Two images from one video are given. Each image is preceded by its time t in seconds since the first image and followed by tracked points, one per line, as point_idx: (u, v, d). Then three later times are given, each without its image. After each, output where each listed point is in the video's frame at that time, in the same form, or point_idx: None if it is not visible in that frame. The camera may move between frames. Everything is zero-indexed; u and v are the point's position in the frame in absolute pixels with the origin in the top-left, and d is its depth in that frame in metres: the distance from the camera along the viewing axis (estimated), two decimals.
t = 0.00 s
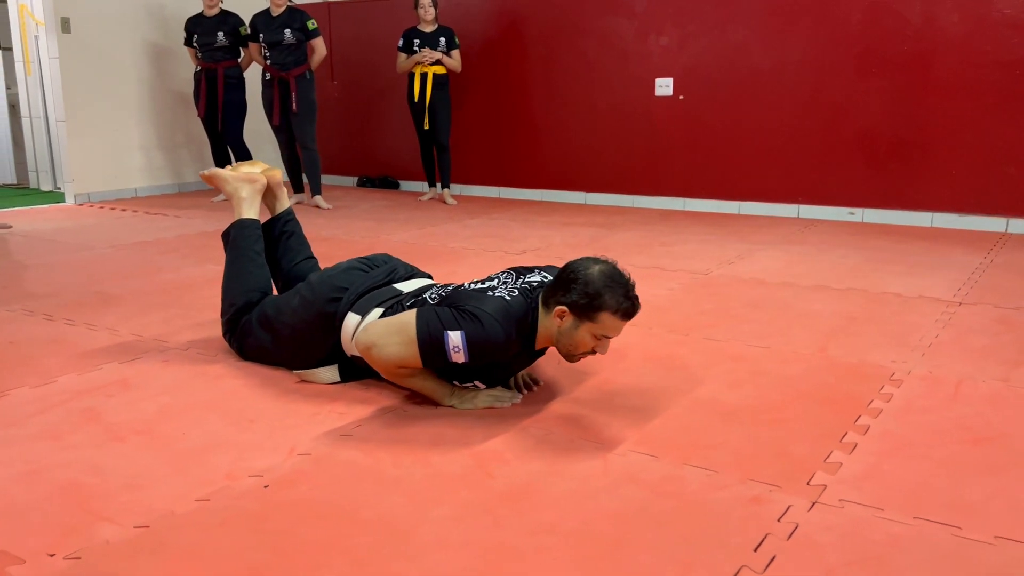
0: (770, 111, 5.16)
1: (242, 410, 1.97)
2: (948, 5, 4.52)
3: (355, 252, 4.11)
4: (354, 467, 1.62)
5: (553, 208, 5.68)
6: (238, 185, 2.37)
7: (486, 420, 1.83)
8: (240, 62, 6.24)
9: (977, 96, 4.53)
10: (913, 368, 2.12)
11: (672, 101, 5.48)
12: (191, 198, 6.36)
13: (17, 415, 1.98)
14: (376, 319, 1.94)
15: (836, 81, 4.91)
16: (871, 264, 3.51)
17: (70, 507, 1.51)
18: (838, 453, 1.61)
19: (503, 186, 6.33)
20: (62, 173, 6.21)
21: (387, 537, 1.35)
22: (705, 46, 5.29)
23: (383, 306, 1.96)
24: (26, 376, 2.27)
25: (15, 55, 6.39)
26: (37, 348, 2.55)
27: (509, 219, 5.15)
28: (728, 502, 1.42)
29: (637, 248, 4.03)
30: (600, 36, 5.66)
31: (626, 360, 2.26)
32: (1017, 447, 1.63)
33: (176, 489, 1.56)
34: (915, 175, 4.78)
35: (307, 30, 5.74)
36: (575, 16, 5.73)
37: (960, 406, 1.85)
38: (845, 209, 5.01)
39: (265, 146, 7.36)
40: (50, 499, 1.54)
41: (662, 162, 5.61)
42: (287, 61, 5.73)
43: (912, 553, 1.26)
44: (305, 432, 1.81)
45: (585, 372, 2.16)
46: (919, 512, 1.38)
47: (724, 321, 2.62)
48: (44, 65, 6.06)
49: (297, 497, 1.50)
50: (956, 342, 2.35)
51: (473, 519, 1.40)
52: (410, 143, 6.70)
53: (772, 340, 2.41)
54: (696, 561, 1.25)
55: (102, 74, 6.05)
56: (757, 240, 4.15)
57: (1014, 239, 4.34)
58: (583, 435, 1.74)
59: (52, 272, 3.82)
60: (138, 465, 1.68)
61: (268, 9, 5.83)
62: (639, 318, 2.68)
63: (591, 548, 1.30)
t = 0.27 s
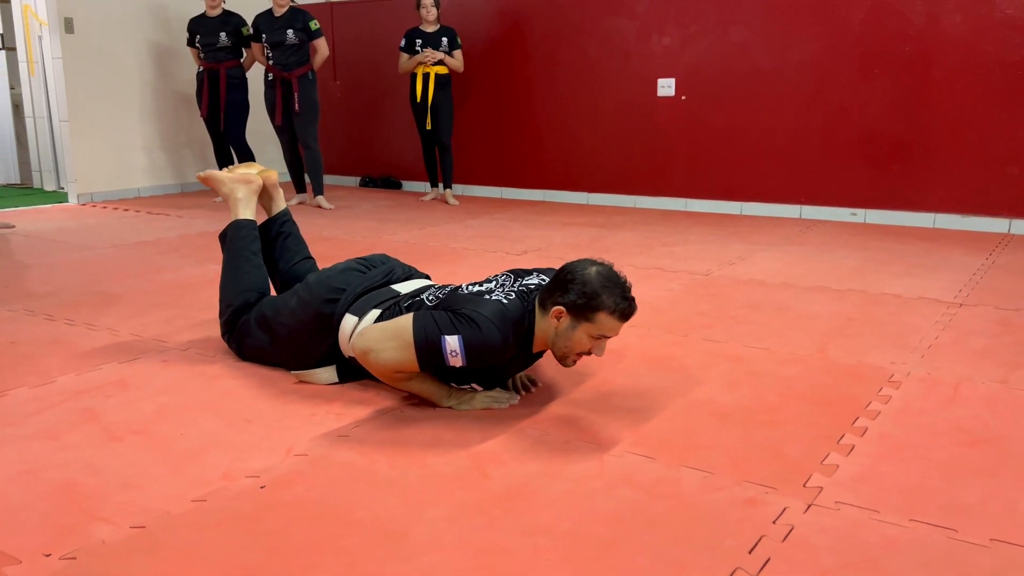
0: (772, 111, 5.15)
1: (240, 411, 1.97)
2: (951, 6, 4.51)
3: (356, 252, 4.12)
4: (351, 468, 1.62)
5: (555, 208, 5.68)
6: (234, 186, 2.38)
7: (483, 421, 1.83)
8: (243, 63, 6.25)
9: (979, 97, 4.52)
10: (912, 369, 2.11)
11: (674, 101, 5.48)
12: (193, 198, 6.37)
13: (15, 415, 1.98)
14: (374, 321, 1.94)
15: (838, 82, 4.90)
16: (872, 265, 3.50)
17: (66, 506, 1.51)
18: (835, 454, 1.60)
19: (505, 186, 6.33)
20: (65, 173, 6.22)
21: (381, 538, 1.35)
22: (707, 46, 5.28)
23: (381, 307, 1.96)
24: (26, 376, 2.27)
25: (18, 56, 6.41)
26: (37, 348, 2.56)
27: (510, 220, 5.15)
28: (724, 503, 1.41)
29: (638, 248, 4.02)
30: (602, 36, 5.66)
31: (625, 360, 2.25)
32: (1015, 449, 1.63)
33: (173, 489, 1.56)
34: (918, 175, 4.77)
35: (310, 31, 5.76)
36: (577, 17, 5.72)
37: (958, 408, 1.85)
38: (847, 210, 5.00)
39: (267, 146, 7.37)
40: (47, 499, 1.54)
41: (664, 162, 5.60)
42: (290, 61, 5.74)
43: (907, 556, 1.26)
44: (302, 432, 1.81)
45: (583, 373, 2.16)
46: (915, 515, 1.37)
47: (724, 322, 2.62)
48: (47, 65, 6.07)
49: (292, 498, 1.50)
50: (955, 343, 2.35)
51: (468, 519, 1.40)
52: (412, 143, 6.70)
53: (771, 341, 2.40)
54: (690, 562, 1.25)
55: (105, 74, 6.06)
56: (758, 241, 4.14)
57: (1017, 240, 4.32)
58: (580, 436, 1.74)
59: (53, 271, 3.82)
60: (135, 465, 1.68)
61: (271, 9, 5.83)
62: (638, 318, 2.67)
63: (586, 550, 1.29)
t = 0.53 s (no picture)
0: (776, 112, 5.14)
1: (244, 410, 1.97)
2: (954, 6, 4.51)
3: (359, 252, 4.12)
4: (355, 468, 1.61)
5: (557, 208, 5.67)
6: (236, 186, 2.38)
7: (487, 421, 1.83)
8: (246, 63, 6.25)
9: (983, 97, 4.51)
10: (916, 370, 2.11)
11: (678, 101, 5.48)
12: (196, 198, 6.38)
13: (18, 415, 1.98)
14: (379, 322, 1.94)
15: (842, 82, 4.89)
16: (876, 265, 3.50)
17: (71, 506, 1.51)
18: (840, 455, 1.60)
19: (507, 187, 6.34)
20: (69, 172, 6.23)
21: (386, 538, 1.35)
22: (711, 47, 5.28)
23: (385, 309, 1.96)
24: (30, 376, 2.27)
25: (22, 56, 6.42)
26: (40, 347, 2.56)
27: (513, 220, 5.15)
28: (729, 504, 1.41)
29: (642, 249, 4.02)
30: (605, 37, 5.66)
31: (629, 361, 2.25)
32: (1020, 450, 1.63)
33: (178, 488, 1.56)
34: (922, 176, 4.76)
35: (314, 31, 5.76)
36: (580, 17, 5.72)
37: (963, 409, 1.84)
38: (851, 210, 5.00)
39: (270, 146, 7.38)
40: (52, 498, 1.54)
41: (667, 163, 5.60)
42: (294, 61, 5.74)
43: (914, 557, 1.25)
44: (306, 432, 1.81)
45: (587, 373, 2.16)
46: (921, 515, 1.37)
47: (727, 322, 2.62)
48: (51, 65, 6.09)
49: (298, 498, 1.50)
50: (959, 344, 2.34)
51: (474, 519, 1.40)
52: (415, 143, 6.71)
53: (775, 342, 2.40)
54: (696, 563, 1.24)
55: (108, 74, 6.07)
56: (762, 241, 4.14)
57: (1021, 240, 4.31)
58: (584, 436, 1.74)
59: (57, 271, 3.83)
60: (140, 464, 1.68)
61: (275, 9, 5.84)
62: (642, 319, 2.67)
63: (591, 550, 1.29)
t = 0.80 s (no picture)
0: (784, 109, 5.12)
1: (257, 403, 1.95)
2: (965, 2, 4.47)
3: (366, 248, 4.10)
4: (370, 460, 1.60)
5: (564, 206, 5.65)
6: (247, 179, 2.36)
7: (502, 414, 1.81)
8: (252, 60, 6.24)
9: (994, 94, 4.48)
10: (934, 364, 2.09)
11: (685, 98, 5.45)
12: (202, 195, 6.36)
13: (28, 408, 1.96)
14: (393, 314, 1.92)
15: (851, 79, 4.87)
16: (887, 262, 3.47)
17: (84, 497, 1.49)
18: (862, 448, 1.58)
19: (514, 184, 6.32)
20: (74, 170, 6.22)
21: (404, 530, 1.33)
22: (718, 44, 5.25)
23: (399, 301, 1.94)
24: (40, 369, 2.26)
25: (27, 53, 6.41)
26: (49, 341, 2.54)
27: (520, 217, 5.13)
28: (752, 496, 1.39)
29: (650, 245, 4.00)
30: (612, 34, 5.63)
31: (643, 355, 2.23)
32: None
33: (192, 480, 1.55)
34: (931, 173, 4.73)
35: (320, 27, 5.73)
36: (587, 14, 5.70)
37: (984, 403, 1.82)
38: (859, 208, 4.98)
39: (276, 143, 7.36)
40: (64, 490, 1.53)
41: (675, 160, 5.58)
42: (300, 58, 5.73)
43: (942, 551, 1.23)
44: (320, 425, 1.80)
45: (601, 367, 2.14)
46: (947, 509, 1.35)
47: (741, 317, 2.59)
48: (56, 62, 6.07)
49: (314, 489, 1.48)
50: (976, 339, 2.32)
51: (493, 511, 1.38)
52: (421, 141, 6.69)
53: (790, 337, 2.38)
54: (720, 556, 1.22)
55: (114, 71, 6.06)
56: (771, 238, 4.12)
57: None
58: (601, 429, 1.72)
59: (64, 267, 3.82)
60: (152, 456, 1.67)
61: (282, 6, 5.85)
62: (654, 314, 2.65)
63: (613, 542, 1.27)
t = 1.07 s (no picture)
0: (791, 104, 5.09)
1: (265, 392, 1.93)
2: None
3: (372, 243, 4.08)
4: (382, 448, 1.58)
5: (569, 202, 5.63)
6: (251, 169, 2.35)
7: (513, 403, 1.79)
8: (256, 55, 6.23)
9: (1003, 89, 4.46)
10: (950, 355, 2.07)
11: (692, 94, 5.43)
12: (206, 191, 6.35)
13: (34, 396, 1.94)
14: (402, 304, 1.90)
15: (859, 74, 4.84)
16: (896, 256, 3.45)
17: (92, 484, 1.47)
18: (880, 437, 1.56)
19: (518, 181, 6.30)
20: (78, 166, 6.20)
21: (418, 517, 1.31)
22: (725, 39, 5.23)
23: (408, 291, 1.92)
24: (45, 359, 2.24)
25: (31, 49, 6.40)
26: (55, 332, 2.53)
27: (525, 213, 5.11)
28: (770, 484, 1.37)
29: (657, 240, 3.98)
30: (618, 30, 5.61)
31: (653, 346, 2.21)
32: None
33: (200, 468, 1.53)
34: (940, 169, 4.71)
35: (326, 22, 5.75)
36: (592, 10, 5.68)
37: (1001, 393, 1.80)
38: (867, 204, 4.96)
39: (280, 140, 7.35)
40: (72, 477, 1.51)
41: (681, 156, 5.56)
42: (305, 53, 5.72)
43: (966, 537, 1.21)
44: (329, 413, 1.78)
45: (612, 358, 2.12)
46: (969, 496, 1.33)
47: (751, 310, 2.57)
48: (60, 58, 6.06)
49: (324, 477, 1.46)
50: (990, 331, 2.30)
51: (507, 497, 1.36)
52: (425, 137, 6.67)
53: (801, 329, 2.36)
54: (741, 543, 1.20)
55: (118, 67, 6.04)
56: (779, 233, 4.09)
57: None
58: (615, 418, 1.70)
59: (69, 261, 3.80)
60: (160, 444, 1.65)
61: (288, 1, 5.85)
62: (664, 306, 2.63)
63: (631, 529, 1.25)
